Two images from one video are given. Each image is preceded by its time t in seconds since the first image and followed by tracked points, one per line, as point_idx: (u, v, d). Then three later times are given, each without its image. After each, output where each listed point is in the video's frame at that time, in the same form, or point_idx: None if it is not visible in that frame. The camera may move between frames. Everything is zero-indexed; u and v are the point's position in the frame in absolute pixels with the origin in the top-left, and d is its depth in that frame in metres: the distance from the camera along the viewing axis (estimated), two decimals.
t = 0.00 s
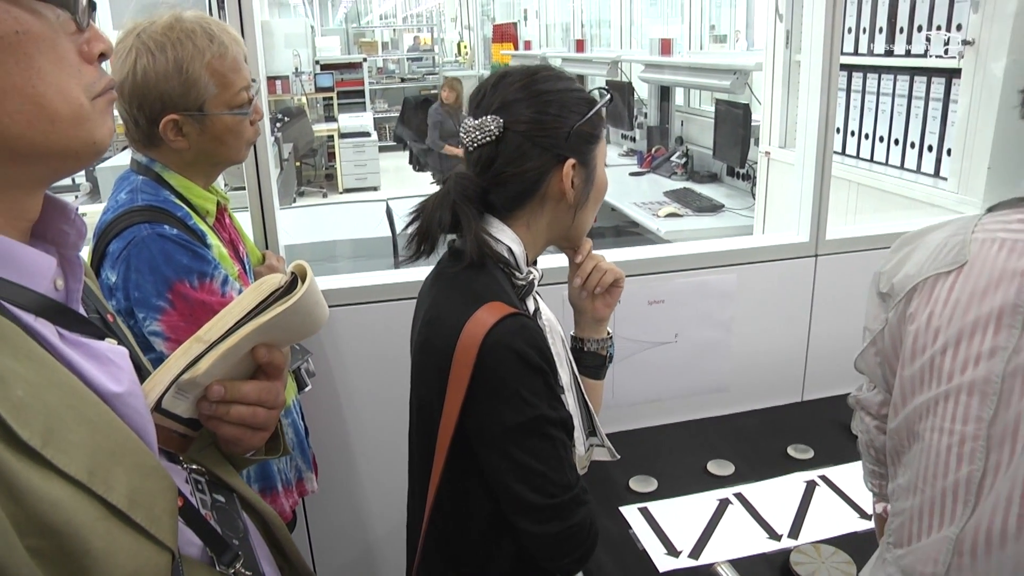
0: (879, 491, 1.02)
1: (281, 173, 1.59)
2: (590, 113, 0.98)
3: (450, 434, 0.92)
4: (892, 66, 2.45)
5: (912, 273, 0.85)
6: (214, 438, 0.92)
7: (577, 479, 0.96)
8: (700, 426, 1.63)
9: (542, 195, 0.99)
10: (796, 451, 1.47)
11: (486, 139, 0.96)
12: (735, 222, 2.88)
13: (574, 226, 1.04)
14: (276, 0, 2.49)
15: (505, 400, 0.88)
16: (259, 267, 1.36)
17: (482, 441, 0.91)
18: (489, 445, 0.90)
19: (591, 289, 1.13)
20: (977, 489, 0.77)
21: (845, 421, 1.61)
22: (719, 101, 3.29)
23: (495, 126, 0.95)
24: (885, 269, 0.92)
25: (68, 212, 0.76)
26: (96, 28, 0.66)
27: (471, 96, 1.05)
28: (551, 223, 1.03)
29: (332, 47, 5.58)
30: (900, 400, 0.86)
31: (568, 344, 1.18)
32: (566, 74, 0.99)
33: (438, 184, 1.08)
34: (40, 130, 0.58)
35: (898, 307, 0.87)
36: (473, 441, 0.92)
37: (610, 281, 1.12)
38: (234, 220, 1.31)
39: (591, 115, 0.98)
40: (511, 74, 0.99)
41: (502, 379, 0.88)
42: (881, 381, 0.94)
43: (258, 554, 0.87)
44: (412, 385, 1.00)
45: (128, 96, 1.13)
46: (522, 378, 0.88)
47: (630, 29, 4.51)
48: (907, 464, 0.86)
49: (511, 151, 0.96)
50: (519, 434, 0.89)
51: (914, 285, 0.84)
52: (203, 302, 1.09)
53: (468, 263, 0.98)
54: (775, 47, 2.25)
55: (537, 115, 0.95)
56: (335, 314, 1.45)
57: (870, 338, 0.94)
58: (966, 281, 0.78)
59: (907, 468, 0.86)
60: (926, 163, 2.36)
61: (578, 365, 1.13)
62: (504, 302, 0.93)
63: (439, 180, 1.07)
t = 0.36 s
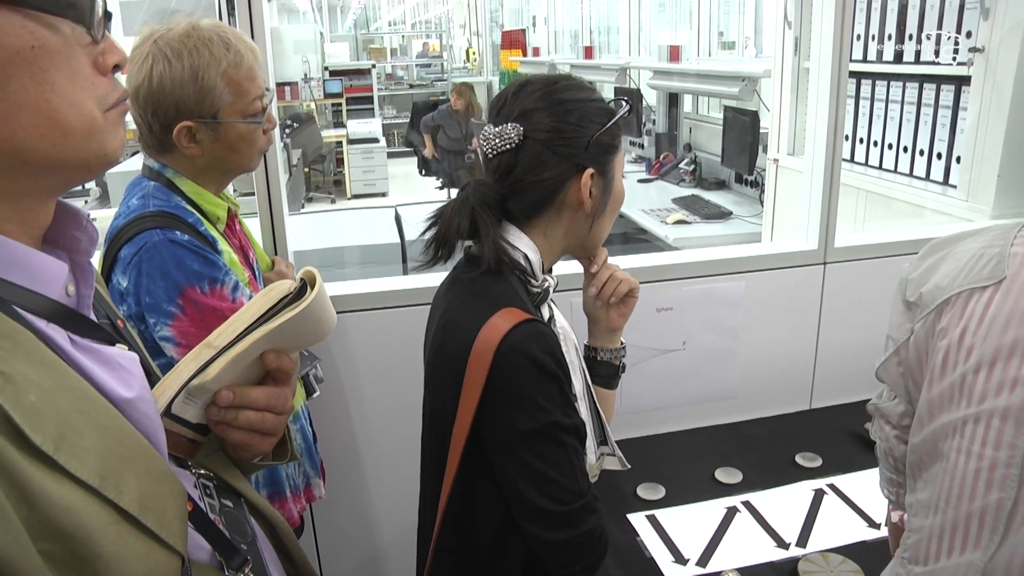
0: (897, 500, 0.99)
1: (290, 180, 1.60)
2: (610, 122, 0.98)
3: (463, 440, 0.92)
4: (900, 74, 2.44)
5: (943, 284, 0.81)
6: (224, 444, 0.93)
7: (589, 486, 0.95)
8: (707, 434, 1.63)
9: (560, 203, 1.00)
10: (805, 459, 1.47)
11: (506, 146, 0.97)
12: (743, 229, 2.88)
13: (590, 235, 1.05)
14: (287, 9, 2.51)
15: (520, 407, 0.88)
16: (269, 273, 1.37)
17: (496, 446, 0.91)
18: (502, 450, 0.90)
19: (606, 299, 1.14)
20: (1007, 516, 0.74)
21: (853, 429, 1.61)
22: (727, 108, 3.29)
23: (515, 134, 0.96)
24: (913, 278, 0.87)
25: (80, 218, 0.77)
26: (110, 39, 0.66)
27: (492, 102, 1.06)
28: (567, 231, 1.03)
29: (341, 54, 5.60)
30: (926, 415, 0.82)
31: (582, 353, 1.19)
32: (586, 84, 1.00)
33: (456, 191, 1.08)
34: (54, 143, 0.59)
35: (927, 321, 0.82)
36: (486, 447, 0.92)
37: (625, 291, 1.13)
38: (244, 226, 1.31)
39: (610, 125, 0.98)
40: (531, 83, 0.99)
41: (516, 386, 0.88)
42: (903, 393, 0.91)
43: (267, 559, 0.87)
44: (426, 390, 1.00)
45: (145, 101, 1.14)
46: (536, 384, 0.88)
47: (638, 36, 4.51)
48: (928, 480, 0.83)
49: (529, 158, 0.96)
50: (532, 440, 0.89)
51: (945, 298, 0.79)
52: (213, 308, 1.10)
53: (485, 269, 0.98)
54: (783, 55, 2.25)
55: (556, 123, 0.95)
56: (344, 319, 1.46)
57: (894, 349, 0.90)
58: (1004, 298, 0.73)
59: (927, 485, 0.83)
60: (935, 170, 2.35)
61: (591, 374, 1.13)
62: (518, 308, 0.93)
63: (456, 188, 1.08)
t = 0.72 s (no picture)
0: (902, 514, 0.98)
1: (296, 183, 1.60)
2: (614, 125, 0.98)
3: (469, 441, 0.92)
4: (907, 77, 2.43)
5: (954, 293, 0.81)
6: (231, 447, 0.93)
7: (595, 488, 0.95)
8: (712, 437, 1.63)
9: (564, 206, 1.00)
10: (810, 463, 1.47)
11: (509, 149, 0.97)
12: (749, 232, 2.88)
13: (594, 238, 1.04)
14: (293, 13, 2.52)
15: (526, 408, 0.88)
16: (275, 275, 1.37)
17: (501, 447, 0.91)
18: (508, 452, 0.90)
19: (611, 301, 1.14)
20: None
21: (858, 433, 1.60)
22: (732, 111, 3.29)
23: (518, 137, 0.96)
24: (919, 287, 0.87)
25: (88, 220, 0.78)
26: (118, 44, 0.67)
27: (495, 106, 1.06)
28: (572, 234, 1.03)
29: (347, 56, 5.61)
30: (937, 425, 0.82)
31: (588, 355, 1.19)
32: (589, 87, 1.00)
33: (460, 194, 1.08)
34: (61, 147, 0.59)
35: (938, 330, 0.82)
36: (492, 448, 0.92)
37: (632, 292, 1.13)
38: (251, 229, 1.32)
39: (614, 127, 0.98)
40: (534, 86, 0.99)
41: (521, 387, 0.88)
42: (911, 403, 0.90)
43: (272, 562, 0.87)
44: (431, 392, 1.00)
45: (153, 103, 1.14)
46: (541, 386, 0.88)
47: (643, 38, 4.51)
48: (940, 491, 0.83)
49: (534, 161, 0.96)
50: (538, 442, 0.88)
51: (955, 307, 0.80)
52: (220, 310, 1.10)
53: (489, 271, 0.98)
54: (789, 58, 2.25)
55: (560, 126, 0.95)
56: (349, 321, 1.46)
57: (901, 358, 0.89)
58: (1017, 308, 0.73)
59: (940, 496, 0.82)
60: (941, 174, 2.34)
61: (597, 376, 1.14)
62: (524, 310, 0.93)
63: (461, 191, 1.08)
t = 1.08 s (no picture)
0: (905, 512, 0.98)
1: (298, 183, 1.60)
2: (607, 124, 0.98)
3: (468, 442, 0.92)
4: (909, 78, 2.43)
5: (956, 294, 0.81)
6: (234, 447, 0.93)
7: (594, 487, 0.95)
8: (713, 438, 1.63)
9: (559, 206, 0.99)
10: (812, 464, 1.47)
11: (504, 149, 0.97)
12: (751, 233, 2.88)
13: (589, 237, 1.04)
14: (296, 13, 2.52)
15: (524, 408, 0.88)
16: (277, 275, 1.37)
17: (500, 447, 0.91)
18: (506, 452, 0.90)
19: (609, 300, 1.14)
20: None
21: (861, 434, 1.60)
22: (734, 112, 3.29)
23: (512, 137, 0.96)
24: (921, 288, 0.87)
25: (93, 221, 0.78)
26: (121, 37, 0.67)
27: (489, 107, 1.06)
28: (568, 233, 1.03)
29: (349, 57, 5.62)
30: (939, 426, 0.82)
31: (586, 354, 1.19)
32: (584, 86, 1.00)
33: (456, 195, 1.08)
34: (67, 140, 0.59)
35: (940, 330, 0.82)
36: (491, 449, 0.92)
37: (628, 291, 1.13)
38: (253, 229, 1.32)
39: (608, 126, 0.98)
40: (526, 87, 0.99)
41: (520, 387, 0.88)
42: (914, 403, 0.90)
43: (276, 562, 0.87)
44: (430, 393, 1.00)
45: (154, 105, 1.14)
46: (540, 385, 0.88)
47: (645, 39, 4.51)
48: (943, 490, 0.83)
49: (528, 161, 0.96)
50: (537, 441, 0.88)
51: (956, 307, 0.80)
52: (223, 310, 1.10)
53: (486, 271, 0.98)
54: (791, 58, 2.25)
55: (554, 126, 0.95)
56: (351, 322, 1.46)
57: (904, 359, 0.89)
58: (1017, 308, 0.73)
59: (943, 495, 0.82)
60: (943, 175, 2.34)
61: (596, 376, 1.14)
62: (522, 310, 0.93)
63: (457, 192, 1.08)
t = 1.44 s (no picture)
0: (909, 511, 0.98)
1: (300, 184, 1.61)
2: (606, 126, 0.98)
3: (466, 444, 0.92)
4: (911, 80, 2.43)
5: (960, 292, 0.80)
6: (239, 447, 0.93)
7: (592, 488, 0.95)
8: (715, 440, 1.63)
9: (558, 208, 0.99)
10: (814, 466, 1.46)
11: (502, 151, 0.97)
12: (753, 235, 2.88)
13: (588, 238, 1.04)
14: (298, 15, 2.53)
15: (522, 409, 0.88)
16: (279, 276, 1.38)
17: (497, 449, 0.90)
18: (504, 453, 0.90)
19: (607, 301, 1.14)
20: None
21: (862, 436, 1.60)
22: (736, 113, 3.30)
23: (511, 139, 0.96)
24: (927, 286, 0.87)
25: (100, 222, 0.77)
26: (131, 41, 0.67)
27: (488, 109, 1.06)
28: (566, 235, 1.03)
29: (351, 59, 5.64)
30: (942, 422, 0.82)
31: (585, 356, 1.19)
32: (583, 88, 1.00)
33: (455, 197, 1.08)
34: (77, 140, 0.59)
35: (944, 328, 0.82)
36: (489, 451, 0.92)
37: (626, 293, 1.13)
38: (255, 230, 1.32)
39: (607, 128, 0.98)
40: (527, 89, 0.99)
41: (518, 388, 0.88)
42: (918, 401, 0.90)
43: (280, 563, 0.87)
44: (428, 394, 1.00)
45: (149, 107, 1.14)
46: (537, 386, 0.88)
47: (647, 41, 4.52)
48: (946, 488, 0.82)
49: (527, 162, 0.96)
50: (535, 443, 0.88)
51: (961, 305, 0.79)
52: (227, 310, 1.10)
53: (484, 273, 0.98)
54: (793, 60, 2.25)
55: (552, 127, 0.95)
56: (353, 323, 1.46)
57: (909, 356, 0.89)
58: (1021, 305, 0.73)
59: (945, 493, 0.82)
60: (945, 176, 2.34)
61: (594, 378, 1.14)
62: (520, 312, 0.93)
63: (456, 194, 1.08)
